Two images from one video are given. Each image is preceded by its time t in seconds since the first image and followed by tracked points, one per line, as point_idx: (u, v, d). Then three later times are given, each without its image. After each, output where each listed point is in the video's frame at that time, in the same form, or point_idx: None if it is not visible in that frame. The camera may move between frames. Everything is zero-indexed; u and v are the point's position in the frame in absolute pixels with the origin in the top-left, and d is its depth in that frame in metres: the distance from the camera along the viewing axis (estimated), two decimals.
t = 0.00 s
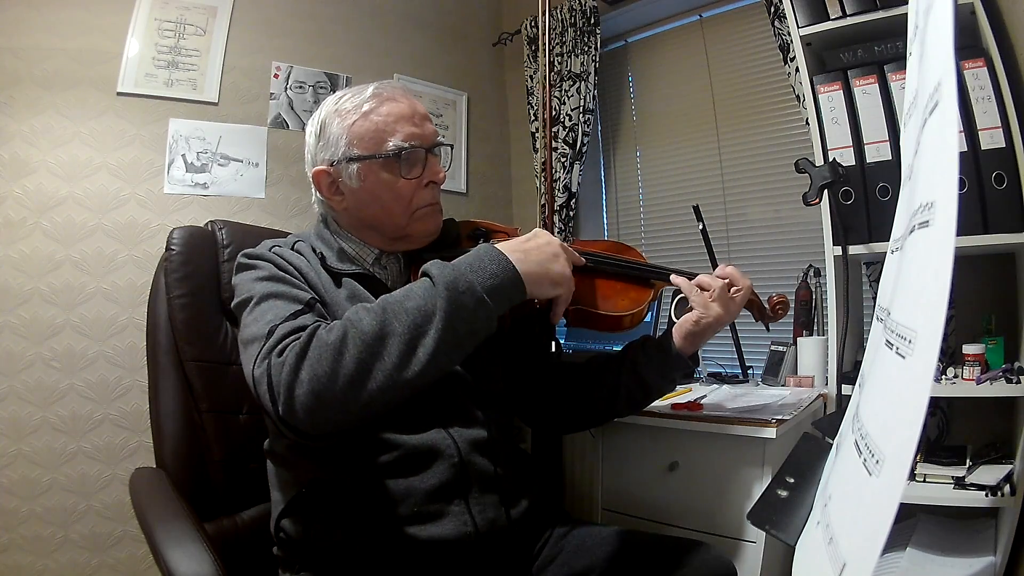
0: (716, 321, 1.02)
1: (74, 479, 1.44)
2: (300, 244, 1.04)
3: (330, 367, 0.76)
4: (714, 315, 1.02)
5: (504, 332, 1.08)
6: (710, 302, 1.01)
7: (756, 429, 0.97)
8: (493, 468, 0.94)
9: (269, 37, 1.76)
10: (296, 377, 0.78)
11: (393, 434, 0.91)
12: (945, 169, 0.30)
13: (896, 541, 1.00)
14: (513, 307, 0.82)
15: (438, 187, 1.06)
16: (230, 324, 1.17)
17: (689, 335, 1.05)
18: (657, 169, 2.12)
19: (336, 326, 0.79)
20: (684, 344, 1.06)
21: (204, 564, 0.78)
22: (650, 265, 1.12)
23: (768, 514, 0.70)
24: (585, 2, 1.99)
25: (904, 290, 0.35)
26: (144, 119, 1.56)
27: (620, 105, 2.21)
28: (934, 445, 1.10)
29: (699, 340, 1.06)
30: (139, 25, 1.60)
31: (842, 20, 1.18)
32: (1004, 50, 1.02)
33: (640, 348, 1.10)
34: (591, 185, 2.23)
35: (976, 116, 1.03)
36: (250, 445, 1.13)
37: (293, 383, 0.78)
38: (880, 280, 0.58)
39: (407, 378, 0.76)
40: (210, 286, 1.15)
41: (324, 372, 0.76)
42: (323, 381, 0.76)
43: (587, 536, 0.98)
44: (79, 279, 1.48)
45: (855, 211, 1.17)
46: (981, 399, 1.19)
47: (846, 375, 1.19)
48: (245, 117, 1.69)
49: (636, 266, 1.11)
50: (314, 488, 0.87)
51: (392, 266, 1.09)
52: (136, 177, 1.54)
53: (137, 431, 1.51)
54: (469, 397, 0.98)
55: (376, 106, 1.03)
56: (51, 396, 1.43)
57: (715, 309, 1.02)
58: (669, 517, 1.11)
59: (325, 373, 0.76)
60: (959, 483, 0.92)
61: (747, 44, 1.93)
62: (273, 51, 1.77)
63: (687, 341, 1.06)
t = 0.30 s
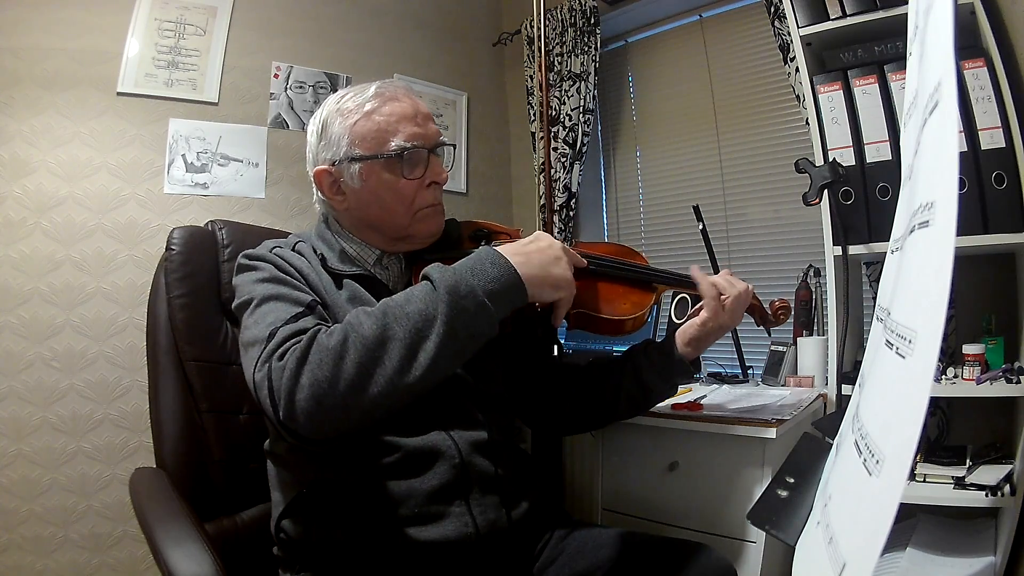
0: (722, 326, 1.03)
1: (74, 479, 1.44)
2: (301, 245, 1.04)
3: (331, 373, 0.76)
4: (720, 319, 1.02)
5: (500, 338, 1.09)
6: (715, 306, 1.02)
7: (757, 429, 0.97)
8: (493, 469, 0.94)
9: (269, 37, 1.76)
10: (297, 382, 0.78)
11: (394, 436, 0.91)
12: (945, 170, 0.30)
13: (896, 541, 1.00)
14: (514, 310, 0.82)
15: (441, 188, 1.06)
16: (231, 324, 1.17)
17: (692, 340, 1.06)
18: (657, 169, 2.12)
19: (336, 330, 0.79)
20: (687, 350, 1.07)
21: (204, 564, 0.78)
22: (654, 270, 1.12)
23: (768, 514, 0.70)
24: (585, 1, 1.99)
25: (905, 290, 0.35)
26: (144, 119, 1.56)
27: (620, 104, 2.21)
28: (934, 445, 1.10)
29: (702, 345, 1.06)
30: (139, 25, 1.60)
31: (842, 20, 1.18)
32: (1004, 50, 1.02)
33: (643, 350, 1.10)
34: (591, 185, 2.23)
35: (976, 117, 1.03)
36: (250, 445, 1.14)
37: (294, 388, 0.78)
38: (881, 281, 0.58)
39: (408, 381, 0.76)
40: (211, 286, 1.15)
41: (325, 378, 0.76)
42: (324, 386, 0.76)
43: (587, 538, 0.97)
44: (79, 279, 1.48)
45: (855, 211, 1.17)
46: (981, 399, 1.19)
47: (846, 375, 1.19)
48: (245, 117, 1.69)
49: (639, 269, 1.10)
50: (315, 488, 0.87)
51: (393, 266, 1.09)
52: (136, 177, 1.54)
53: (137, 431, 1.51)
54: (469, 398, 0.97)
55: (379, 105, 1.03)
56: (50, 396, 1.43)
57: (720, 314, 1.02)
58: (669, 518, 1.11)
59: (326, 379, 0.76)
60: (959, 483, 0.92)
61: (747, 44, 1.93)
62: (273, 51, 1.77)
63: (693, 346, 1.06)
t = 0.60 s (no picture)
0: (723, 325, 1.03)
1: (74, 479, 1.44)
2: (301, 244, 1.04)
3: (329, 373, 0.76)
4: (721, 319, 1.02)
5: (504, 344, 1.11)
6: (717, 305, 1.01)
7: (756, 429, 0.97)
8: (493, 469, 0.94)
9: (269, 37, 1.76)
10: (295, 381, 0.78)
11: (394, 437, 0.92)
12: (945, 171, 0.30)
13: (896, 541, 1.00)
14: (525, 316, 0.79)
15: (441, 188, 1.06)
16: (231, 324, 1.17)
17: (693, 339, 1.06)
18: (657, 169, 2.12)
19: (335, 331, 0.79)
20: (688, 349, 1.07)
21: (204, 564, 0.78)
22: (654, 270, 1.12)
23: (769, 514, 0.70)
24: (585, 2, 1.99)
25: (903, 290, 0.35)
26: (144, 120, 1.56)
27: (620, 104, 2.21)
28: (934, 445, 1.10)
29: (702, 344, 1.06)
30: (139, 25, 1.60)
31: (842, 20, 1.18)
32: (1004, 50, 1.02)
33: (643, 351, 1.10)
34: (591, 185, 2.23)
35: (976, 117, 1.03)
36: (250, 445, 1.14)
37: (291, 387, 0.78)
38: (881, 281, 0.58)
39: (406, 385, 0.76)
40: (211, 286, 1.15)
41: (323, 378, 0.76)
42: (321, 387, 0.76)
43: (587, 538, 0.97)
44: (79, 279, 1.48)
45: (855, 211, 1.17)
46: (980, 399, 1.19)
47: (846, 375, 1.19)
48: (245, 117, 1.69)
49: (639, 269, 1.10)
50: (315, 488, 0.87)
51: (393, 266, 1.09)
52: (136, 177, 1.54)
53: (137, 431, 1.51)
54: (469, 398, 0.98)
55: (379, 105, 1.03)
56: (51, 397, 1.43)
57: (722, 313, 1.02)
58: (668, 518, 1.11)
59: (324, 378, 0.76)
60: (959, 483, 0.92)
61: (747, 45, 1.93)
62: (273, 51, 1.77)
63: (692, 345, 1.06)
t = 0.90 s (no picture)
0: (721, 324, 1.03)
1: (74, 479, 1.44)
2: (300, 245, 1.04)
3: (330, 372, 0.76)
4: (719, 318, 1.02)
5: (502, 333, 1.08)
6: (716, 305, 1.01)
7: (756, 430, 0.97)
8: (493, 469, 0.94)
9: (269, 37, 1.76)
10: (296, 381, 0.78)
11: (393, 436, 0.92)
12: (945, 170, 0.30)
13: (896, 541, 1.00)
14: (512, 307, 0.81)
15: (439, 188, 1.06)
16: (231, 324, 1.17)
17: (687, 338, 1.06)
18: (657, 169, 2.12)
19: (334, 330, 0.79)
20: (684, 348, 1.07)
21: (204, 564, 0.78)
22: (653, 269, 1.12)
23: (768, 514, 0.70)
24: (585, 2, 1.99)
25: (904, 290, 0.35)
26: (144, 120, 1.56)
27: (620, 104, 2.21)
28: (934, 445, 1.10)
29: (698, 343, 1.06)
30: (139, 25, 1.60)
31: (842, 20, 1.18)
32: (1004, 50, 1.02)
33: (641, 351, 1.10)
34: (591, 185, 2.23)
35: (976, 117, 1.03)
36: (250, 445, 1.14)
37: (293, 388, 0.78)
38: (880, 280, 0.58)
39: (407, 380, 0.76)
40: (211, 286, 1.15)
41: (324, 377, 0.76)
42: (323, 386, 0.76)
43: (587, 538, 0.97)
44: (79, 279, 1.48)
45: (855, 210, 1.17)
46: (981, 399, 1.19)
47: (846, 375, 1.19)
48: (245, 117, 1.69)
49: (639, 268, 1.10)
50: (315, 488, 0.87)
51: (392, 267, 1.09)
52: (136, 178, 1.54)
53: (137, 431, 1.51)
54: (469, 398, 0.98)
55: (378, 105, 1.03)
56: (51, 397, 1.43)
57: (721, 313, 1.02)
58: (668, 518, 1.11)
59: (324, 378, 0.76)
60: (959, 483, 0.92)
61: (747, 45, 1.93)
62: (274, 51, 1.77)
63: (688, 345, 1.06)
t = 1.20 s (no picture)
0: (717, 323, 1.03)
1: (74, 479, 1.44)
2: (300, 245, 1.04)
3: (330, 372, 0.76)
4: (716, 317, 1.02)
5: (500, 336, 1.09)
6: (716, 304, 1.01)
7: (756, 430, 0.97)
8: (492, 468, 0.94)
9: (269, 38, 1.76)
10: (296, 381, 0.78)
11: (393, 436, 0.91)
12: (945, 170, 0.30)
13: (896, 541, 1.00)
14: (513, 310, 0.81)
15: (438, 188, 1.06)
16: (231, 324, 1.17)
17: (685, 335, 1.05)
18: (657, 169, 2.12)
19: (334, 330, 0.79)
20: (681, 345, 1.06)
21: (205, 565, 0.78)
22: (652, 268, 1.12)
23: (768, 514, 0.70)
24: (585, 2, 1.99)
25: (904, 290, 0.35)
26: (144, 120, 1.56)
27: (620, 105, 2.21)
28: (934, 445, 1.10)
29: (696, 341, 1.05)
30: (139, 25, 1.60)
31: (842, 20, 1.18)
32: (1004, 50, 1.02)
33: (640, 350, 1.10)
34: (591, 184, 2.23)
35: (976, 117, 1.03)
36: (250, 445, 1.14)
37: (293, 388, 0.78)
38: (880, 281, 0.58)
39: (408, 381, 0.76)
40: (211, 286, 1.15)
41: (324, 377, 0.76)
42: (322, 386, 0.76)
43: (587, 537, 0.97)
44: (79, 279, 1.48)
45: (856, 210, 1.17)
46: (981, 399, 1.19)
47: (846, 375, 1.19)
48: (245, 117, 1.69)
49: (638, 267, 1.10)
50: (315, 488, 0.87)
51: (391, 267, 1.08)
52: (136, 177, 1.54)
53: (137, 431, 1.51)
54: (468, 398, 0.98)
55: (376, 106, 1.03)
56: (51, 397, 1.43)
57: (718, 312, 1.02)
58: (668, 518, 1.11)
59: (324, 377, 0.76)
60: (959, 483, 0.92)
61: (747, 44, 1.93)
62: (274, 51, 1.77)
63: (686, 343, 1.06)
